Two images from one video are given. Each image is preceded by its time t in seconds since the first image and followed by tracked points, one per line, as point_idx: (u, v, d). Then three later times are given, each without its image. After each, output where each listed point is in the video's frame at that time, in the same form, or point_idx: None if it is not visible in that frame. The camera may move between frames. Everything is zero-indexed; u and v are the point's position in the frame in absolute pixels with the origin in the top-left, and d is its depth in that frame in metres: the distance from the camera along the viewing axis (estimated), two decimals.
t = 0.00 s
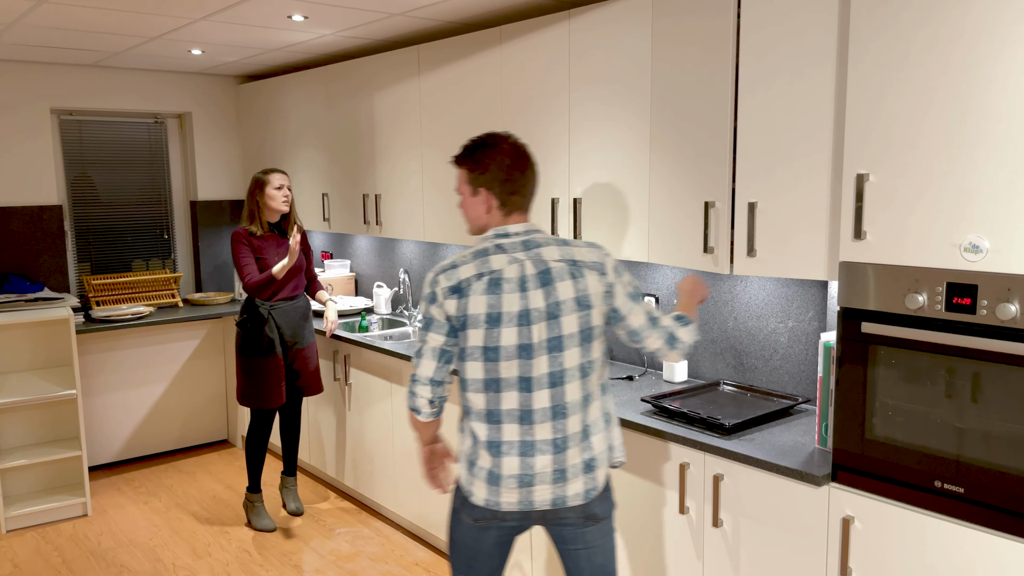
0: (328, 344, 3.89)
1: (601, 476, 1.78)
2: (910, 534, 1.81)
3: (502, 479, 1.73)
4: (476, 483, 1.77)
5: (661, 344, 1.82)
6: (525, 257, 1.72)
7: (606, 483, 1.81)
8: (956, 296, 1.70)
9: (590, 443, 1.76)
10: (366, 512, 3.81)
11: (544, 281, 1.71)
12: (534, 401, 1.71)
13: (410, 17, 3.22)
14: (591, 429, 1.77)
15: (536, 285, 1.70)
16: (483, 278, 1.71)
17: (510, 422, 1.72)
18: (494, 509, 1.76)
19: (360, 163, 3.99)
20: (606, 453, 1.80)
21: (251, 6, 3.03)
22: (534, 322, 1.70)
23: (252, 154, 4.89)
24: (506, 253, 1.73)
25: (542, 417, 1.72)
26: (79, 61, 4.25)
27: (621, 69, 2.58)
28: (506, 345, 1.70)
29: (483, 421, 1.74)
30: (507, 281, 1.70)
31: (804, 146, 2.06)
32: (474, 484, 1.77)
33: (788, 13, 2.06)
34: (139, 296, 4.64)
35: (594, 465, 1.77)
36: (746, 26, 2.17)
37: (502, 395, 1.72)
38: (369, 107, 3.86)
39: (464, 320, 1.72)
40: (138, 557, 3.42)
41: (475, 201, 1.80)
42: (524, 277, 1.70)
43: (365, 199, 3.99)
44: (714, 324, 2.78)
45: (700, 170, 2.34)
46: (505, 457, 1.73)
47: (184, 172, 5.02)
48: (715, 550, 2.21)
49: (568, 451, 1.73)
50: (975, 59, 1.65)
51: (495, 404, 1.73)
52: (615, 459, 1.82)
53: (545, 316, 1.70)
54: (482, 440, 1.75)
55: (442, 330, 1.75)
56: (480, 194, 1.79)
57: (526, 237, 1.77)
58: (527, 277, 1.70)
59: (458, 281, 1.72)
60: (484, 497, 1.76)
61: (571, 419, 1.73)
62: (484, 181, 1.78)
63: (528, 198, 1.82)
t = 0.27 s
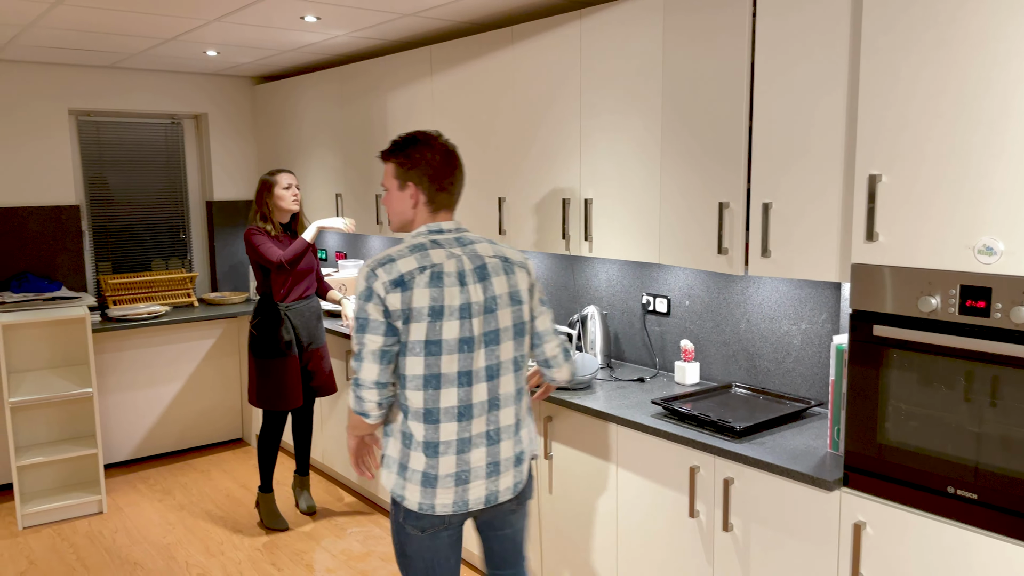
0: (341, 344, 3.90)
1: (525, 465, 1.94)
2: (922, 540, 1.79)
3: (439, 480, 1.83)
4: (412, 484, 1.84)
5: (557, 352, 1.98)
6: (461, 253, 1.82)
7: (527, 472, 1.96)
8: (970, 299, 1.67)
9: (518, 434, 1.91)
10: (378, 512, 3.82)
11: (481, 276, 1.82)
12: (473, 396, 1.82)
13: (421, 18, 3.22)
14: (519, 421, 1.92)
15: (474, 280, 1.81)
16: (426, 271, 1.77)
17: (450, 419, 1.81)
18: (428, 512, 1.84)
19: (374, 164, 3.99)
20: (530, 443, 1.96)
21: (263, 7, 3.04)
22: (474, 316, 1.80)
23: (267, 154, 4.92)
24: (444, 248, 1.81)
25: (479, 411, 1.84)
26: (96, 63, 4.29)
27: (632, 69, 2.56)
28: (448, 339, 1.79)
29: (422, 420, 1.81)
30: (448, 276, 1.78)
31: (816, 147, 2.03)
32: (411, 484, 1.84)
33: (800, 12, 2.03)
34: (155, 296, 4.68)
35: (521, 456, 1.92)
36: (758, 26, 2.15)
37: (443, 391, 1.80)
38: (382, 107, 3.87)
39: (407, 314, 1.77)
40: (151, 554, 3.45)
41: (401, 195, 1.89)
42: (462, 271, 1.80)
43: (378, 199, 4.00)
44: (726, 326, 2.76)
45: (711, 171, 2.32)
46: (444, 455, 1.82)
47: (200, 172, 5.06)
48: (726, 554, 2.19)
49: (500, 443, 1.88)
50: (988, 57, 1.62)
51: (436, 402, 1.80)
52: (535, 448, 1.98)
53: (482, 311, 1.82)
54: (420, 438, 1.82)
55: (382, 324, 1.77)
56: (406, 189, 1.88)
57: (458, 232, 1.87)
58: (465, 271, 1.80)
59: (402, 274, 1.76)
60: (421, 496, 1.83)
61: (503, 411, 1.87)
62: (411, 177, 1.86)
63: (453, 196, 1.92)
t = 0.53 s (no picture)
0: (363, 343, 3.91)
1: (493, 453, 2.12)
2: (952, 549, 1.74)
3: (434, 478, 1.94)
4: (407, 487, 1.92)
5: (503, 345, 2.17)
6: (424, 256, 1.94)
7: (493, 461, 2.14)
8: (1003, 302, 1.62)
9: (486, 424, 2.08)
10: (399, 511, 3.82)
11: (444, 275, 1.96)
12: (454, 391, 1.96)
13: (444, 16, 3.21)
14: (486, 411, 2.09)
15: (440, 279, 1.95)
16: (399, 275, 1.87)
17: (438, 417, 1.93)
18: (424, 513, 1.95)
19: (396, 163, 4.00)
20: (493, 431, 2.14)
21: (287, 7, 3.05)
22: (446, 314, 1.94)
23: (292, 154, 4.94)
24: (409, 252, 1.92)
25: (460, 405, 1.98)
26: (124, 63, 4.33)
27: (655, 66, 2.54)
28: (428, 338, 1.90)
29: (412, 422, 1.91)
30: (418, 277, 1.90)
31: (843, 146, 1.99)
32: (407, 488, 1.92)
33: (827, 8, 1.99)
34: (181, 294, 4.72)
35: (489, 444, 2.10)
36: (784, 23, 2.11)
37: (430, 391, 1.91)
38: (404, 107, 3.87)
39: (389, 319, 1.86)
40: (175, 550, 3.48)
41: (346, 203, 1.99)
42: (429, 272, 1.93)
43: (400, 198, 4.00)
44: (751, 327, 2.72)
45: (736, 170, 2.29)
46: (436, 453, 1.93)
47: (226, 172, 5.10)
48: (749, 559, 2.16)
49: (475, 434, 2.04)
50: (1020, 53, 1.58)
51: (424, 402, 1.91)
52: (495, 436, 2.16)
53: (452, 309, 1.96)
54: (412, 440, 1.91)
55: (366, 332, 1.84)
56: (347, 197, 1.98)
57: (413, 236, 1.99)
58: (431, 273, 1.93)
59: (379, 279, 1.84)
60: (416, 497, 1.93)
61: (474, 403, 2.04)
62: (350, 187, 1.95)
63: (380, 203, 1.94)
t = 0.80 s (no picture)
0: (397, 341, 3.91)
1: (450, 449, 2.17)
2: (1000, 562, 1.67)
3: (394, 470, 1.99)
4: (366, 478, 1.97)
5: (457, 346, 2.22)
6: (387, 257, 1.98)
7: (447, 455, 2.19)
8: None
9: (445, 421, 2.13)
10: (432, 510, 3.81)
11: (408, 277, 2.00)
12: (414, 388, 2.01)
13: (479, 13, 3.19)
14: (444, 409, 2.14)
15: (403, 281, 1.98)
16: (364, 275, 1.90)
17: (398, 413, 1.97)
18: (382, 504, 1.99)
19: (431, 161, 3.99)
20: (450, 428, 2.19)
21: (323, 5, 3.06)
22: (407, 315, 1.98)
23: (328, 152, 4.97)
24: (373, 253, 1.95)
25: (420, 402, 2.03)
26: (164, 63, 4.39)
27: (693, 61, 2.48)
28: (389, 336, 1.94)
29: (374, 417, 1.95)
30: (381, 277, 1.93)
31: (890, 142, 1.92)
32: (366, 480, 1.96)
33: None
34: (219, 291, 4.78)
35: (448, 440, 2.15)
36: (828, 15, 2.04)
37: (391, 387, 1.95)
38: (439, 105, 3.86)
39: (353, 317, 1.89)
40: (211, 544, 3.51)
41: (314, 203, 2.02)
42: (392, 273, 1.96)
43: (434, 197, 3.99)
44: (791, 328, 2.65)
45: (777, 167, 2.23)
46: (396, 447, 1.98)
47: (263, 170, 5.15)
48: (788, 567, 2.10)
49: (434, 431, 2.08)
50: None
51: (385, 398, 1.95)
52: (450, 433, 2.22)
53: (412, 310, 2.00)
54: (373, 434, 1.95)
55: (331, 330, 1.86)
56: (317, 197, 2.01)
57: (377, 237, 2.02)
58: (394, 274, 1.97)
59: (343, 278, 1.87)
60: (375, 488, 1.97)
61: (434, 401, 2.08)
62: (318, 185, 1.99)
63: (347, 201, 1.97)
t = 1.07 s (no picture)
0: (449, 339, 3.90)
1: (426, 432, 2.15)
2: None
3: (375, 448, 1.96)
4: (349, 455, 1.92)
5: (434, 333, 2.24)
6: (379, 240, 2.00)
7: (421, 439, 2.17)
8: None
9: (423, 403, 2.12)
10: (482, 510, 3.79)
11: (398, 261, 2.03)
12: (399, 367, 2.00)
13: (535, 8, 3.15)
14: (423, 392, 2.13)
15: (393, 263, 2.01)
16: (359, 254, 1.91)
17: (382, 390, 1.96)
18: (360, 479, 1.95)
19: (485, 159, 3.97)
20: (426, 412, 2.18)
21: (380, 2, 3.06)
22: (397, 295, 1.99)
23: (384, 150, 4.99)
24: (368, 235, 1.97)
25: (402, 381, 2.02)
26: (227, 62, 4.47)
27: (754, 54, 2.40)
28: (381, 314, 1.94)
29: (361, 393, 1.92)
30: (375, 257, 1.95)
31: (966, 136, 1.82)
32: (349, 456, 1.92)
33: None
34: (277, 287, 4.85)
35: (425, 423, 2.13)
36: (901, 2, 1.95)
37: (378, 364, 1.94)
38: (493, 102, 3.83)
39: (350, 294, 1.88)
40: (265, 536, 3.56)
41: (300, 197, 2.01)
42: (383, 254, 1.98)
43: (488, 194, 3.97)
44: (856, 332, 2.54)
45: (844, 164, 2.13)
46: (376, 424, 1.95)
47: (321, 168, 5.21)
48: None
49: (413, 411, 2.07)
50: None
51: (372, 374, 1.93)
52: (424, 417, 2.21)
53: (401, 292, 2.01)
54: (359, 411, 1.92)
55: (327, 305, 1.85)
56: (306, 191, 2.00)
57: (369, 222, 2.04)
58: (385, 256, 1.98)
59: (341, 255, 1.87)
60: (355, 465, 1.93)
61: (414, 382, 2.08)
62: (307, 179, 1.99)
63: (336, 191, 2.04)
